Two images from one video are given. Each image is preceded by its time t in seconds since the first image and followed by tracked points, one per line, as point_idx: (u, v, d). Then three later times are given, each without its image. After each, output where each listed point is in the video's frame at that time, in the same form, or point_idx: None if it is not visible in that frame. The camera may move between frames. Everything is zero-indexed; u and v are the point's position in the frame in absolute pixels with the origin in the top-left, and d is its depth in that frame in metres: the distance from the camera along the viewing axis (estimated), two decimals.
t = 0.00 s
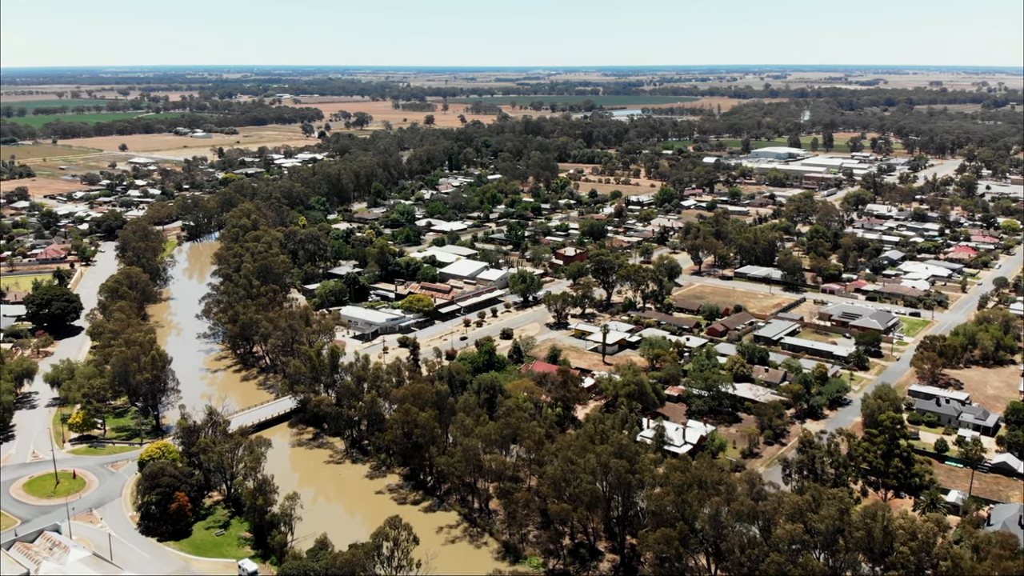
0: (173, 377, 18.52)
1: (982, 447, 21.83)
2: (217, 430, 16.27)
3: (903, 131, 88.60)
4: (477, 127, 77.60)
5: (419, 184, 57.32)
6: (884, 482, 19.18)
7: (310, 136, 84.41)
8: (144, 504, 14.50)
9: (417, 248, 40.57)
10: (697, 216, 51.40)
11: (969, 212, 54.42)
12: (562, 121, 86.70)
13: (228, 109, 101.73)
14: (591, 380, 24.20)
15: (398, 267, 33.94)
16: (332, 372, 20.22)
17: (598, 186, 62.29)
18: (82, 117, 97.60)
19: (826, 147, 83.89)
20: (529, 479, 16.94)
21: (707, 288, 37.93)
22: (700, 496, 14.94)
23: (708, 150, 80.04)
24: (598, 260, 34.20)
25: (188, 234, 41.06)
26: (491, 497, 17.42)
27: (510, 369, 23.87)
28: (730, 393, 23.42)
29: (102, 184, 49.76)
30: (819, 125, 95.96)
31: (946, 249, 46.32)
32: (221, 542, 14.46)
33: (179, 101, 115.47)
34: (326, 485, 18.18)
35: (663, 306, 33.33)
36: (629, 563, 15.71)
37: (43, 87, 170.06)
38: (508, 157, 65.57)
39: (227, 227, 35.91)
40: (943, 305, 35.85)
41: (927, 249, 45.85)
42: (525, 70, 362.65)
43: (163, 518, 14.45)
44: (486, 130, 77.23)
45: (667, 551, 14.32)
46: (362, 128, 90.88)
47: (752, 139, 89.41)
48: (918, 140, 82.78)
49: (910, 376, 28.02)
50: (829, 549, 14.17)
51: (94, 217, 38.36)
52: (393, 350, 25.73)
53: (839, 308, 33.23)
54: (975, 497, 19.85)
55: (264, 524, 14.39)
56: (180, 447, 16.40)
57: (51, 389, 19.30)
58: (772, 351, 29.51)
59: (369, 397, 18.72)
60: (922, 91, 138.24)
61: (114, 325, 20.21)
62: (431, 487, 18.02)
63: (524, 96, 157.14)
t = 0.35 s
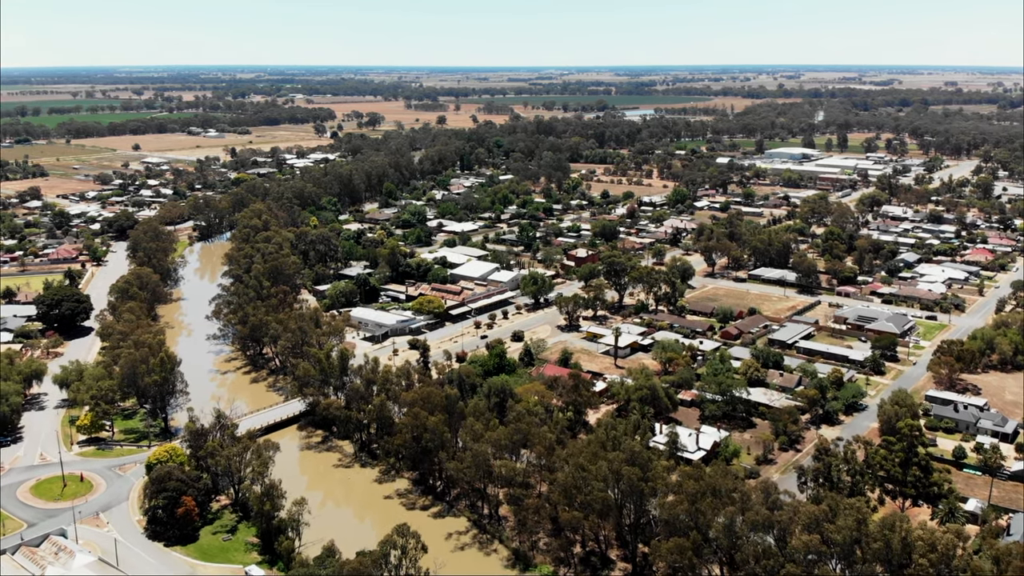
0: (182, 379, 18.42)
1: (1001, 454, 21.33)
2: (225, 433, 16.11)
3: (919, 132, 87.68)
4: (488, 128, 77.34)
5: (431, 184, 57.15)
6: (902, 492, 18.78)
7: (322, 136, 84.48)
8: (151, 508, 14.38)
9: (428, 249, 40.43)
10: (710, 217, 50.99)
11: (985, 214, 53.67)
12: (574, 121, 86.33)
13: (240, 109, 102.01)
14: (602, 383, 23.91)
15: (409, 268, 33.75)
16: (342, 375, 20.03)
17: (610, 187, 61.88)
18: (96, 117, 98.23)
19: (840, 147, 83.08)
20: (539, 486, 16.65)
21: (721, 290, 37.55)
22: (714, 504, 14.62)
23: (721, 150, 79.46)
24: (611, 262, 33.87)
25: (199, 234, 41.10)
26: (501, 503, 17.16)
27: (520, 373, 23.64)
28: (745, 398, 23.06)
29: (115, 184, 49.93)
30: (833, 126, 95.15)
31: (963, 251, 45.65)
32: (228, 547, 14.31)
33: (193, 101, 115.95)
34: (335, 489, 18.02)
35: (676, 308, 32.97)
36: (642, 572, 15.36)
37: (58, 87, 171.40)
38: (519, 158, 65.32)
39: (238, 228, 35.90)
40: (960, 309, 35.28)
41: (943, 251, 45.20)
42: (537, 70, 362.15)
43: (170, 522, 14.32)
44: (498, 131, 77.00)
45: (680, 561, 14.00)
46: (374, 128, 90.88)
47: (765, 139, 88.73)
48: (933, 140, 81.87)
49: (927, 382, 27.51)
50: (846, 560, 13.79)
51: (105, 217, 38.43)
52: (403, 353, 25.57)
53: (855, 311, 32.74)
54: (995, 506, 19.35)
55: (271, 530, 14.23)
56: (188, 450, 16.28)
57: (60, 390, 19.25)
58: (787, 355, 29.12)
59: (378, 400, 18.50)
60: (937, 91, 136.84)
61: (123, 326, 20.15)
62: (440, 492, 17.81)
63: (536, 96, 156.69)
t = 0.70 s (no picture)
0: (190, 381, 18.35)
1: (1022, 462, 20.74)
2: (233, 437, 15.97)
3: (934, 132, 86.73)
4: (501, 128, 77.11)
5: (443, 184, 56.98)
6: (921, 501, 18.12)
7: (334, 136, 84.56)
8: (157, 513, 14.26)
9: (439, 250, 40.24)
10: (724, 219, 50.54)
11: (1003, 215, 52.86)
12: (586, 121, 85.97)
13: (254, 109, 102.40)
14: (614, 387, 23.64)
15: (420, 269, 33.56)
16: (352, 378, 19.84)
17: (622, 188, 61.51)
18: (111, 116, 98.91)
19: (855, 148, 82.27)
20: (550, 493, 16.35)
21: (734, 293, 37.16)
22: (728, 513, 14.30)
23: (734, 151, 78.82)
24: (623, 264, 33.54)
25: (210, 234, 41.18)
26: (511, 509, 16.89)
27: (531, 376, 23.40)
28: (759, 403, 22.70)
29: (128, 184, 50.12)
30: (847, 127, 94.27)
31: (980, 254, 44.93)
32: (235, 552, 14.15)
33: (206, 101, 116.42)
34: (344, 493, 17.84)
35: (689, 311, 32.63)
36: None
37: (73, 87, 172.64)
38: (531, 158, 65.07)
39: (249, 228, 35.90)
40: (977, 313, 34.69)
41: (960, 254, 44.56)
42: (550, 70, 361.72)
43: (177, 527, 14.19)
44: (510, 131, 76.72)
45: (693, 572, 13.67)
46: (386, 129, 90.92)
47: (779, 140, 88.00)
48: (949, 141, 80.93)
49: (945, 387, 26.93)
50: (864, 572, 13.41)
51: (118, 217, 38.54)
52: (413, 355, 25.41)
53: (871, 315, 32.25)
54: (1015, 515, 18.74)
55: (279, 535, 14.03)
56: (196, 454, 16.17)
57: (69, 392, 19.25)
58: (801, 359, 28.70)
59: (387, 404, 18.30)
60: (952, 92, 135.44)
61: (133, 327, 20.10)
62: (449, 497, 17.56)
63: (549, 96, 156.32)
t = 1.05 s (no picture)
0: (199, 384, 18.31)
1: None
2: (241, 441, 15.83)
3: (949, 133, 85.76)
4: (513, 128, 76.85)
5: (454, 185, 56.80)
6: (939, 510, 17.27)
7: (347, 136, 84.62)
8: (164, 517, 14.16)
9: (451, 251, 40.06)
10: (737, 220, 50.07)
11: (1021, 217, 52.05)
12: (598, 121, 85.59)
13: (267, 109, 102.72)
14: (626, 391, 23.36)
15: (431, 271, 33.38)
16: (361, 381, 19.64)
17: (634, 188, 61.14)
18: (125, 116, 99.46)
19: (870, 149, 81.43)
20: (560, 499, 16.03)
21: (748, 295, 36.77)
22: (743, 522, 13.89)
23: (748, 151, 78.18)
24: (635, 266, 33.18)
25: (222, 234, 41.23)
26: (522, 516, 16.59)
27: (542, 379, 23.15)
28: (774, 408, 22.33)
29: (140, 183, 50.32)
30: (862, 127, 93.37)
31: (997, 256, 44.22)
32: (242, 558, 14.00)
33: (219, 101, 116.91)
34: (353, 497, 17.67)
35: (702, 313, 32.27)
36: None
37: (88, 86, 173.95)
38: (543, 158, 64.81)
39: (260, 228, 35.88)
40: (995, 316, 34.08)
41: (977, 256, 43.90)
42: (562, 70, 361.39)
43: (184, 531, 14.07)
44: (522, 131, 76.45)
45: None
46: (398, 128, 90.91)
47: (793, 140, 87.24)
48: (965, 142, 79.98)
49: (963, 392, 26.34)
50: None
51: (129, 217, 38.64)
52: (423, 357, 25.22)
53: (887, 318, 31.75)
54: None
55: (286, 541, 13.87)
56: (203, 457, 16.06)
57: (78, 393, 19.32)
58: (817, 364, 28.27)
59: (397, 408, 18.07)
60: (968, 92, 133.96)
61: (142, 329, 20.06)
62: (459, 503, 17.31)
63: (561, 96, 155.94)
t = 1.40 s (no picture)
0: (205, 387, 18.21)
1: None
2: (246, 446, 15.69)
3: (963, 134, 84.94)
4: (523, 129, 76.62)
5: (464, 186, 56.62)
6: (956, 522, 16.64)
7: (357, 138, 84.65)
8: (169, 524, 14.02)
9: (460, 253, 39.88)
10: (749, 222, 49.66)
11: None
12: (609, 122, 85.23)
13: (277, 110, 103.00)
14: (636, 396, 23.08)
15: (439, 273, 33.22)
16: (368, 385, 19.41)
17: (645, 190, 60.78)
18: (137, 117, 99.92)
19: (882, 150, 80.72)
20: (570, 508, 15.73)
21: (760, 299, 36.40)
22: (756, 534, 13.51)
23: (759, 153, 77.62)
24: (645, 269, 32.82)
25: (231, 236, 41.25)
26: (530, 525, 16.32)
27: (551, 384, 22.89)
28: (786, 415, 21.97)
29: (151, 184, 50.45)
30: (874, 128, 92.59)
31: (1012, 260, 43.61)
32: (246, 565, 13.83)
33: (230, 102, 117.32)
34: (360, 502, 17.51)
35: (713, 317, 31.95)
36: None
37: (100, 87, 174.97)
38: (553, 160, 64.56)
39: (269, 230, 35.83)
40: (1011, 321, 33.51)
41: (992, 260, 43.30)
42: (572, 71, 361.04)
43: (188, 538, 13.94)
44: (532, 132, 76.20)
45: None
46: (408, 130, 90.89)
47: (805, 141, 86.60)
48: (979, 144, 79.15)
49: (978, 399, 25.75)
50: None
51: (139, 218, 38.72)
52: (431, 361, 25.03)
53: (900, 323, 31.28)
54: None
55: (291, 549, 13.68)
56: (209, 463, 15.93)
57: (84, 396, 19.32)
58: (830, 369, 27.85)
59: (404, 412, 17.84)
60: (981, 93, 132.68)
61: (149, 332, 19.99)
62: (467, 510, 17.09)
63: (571, 97, 155.57)
